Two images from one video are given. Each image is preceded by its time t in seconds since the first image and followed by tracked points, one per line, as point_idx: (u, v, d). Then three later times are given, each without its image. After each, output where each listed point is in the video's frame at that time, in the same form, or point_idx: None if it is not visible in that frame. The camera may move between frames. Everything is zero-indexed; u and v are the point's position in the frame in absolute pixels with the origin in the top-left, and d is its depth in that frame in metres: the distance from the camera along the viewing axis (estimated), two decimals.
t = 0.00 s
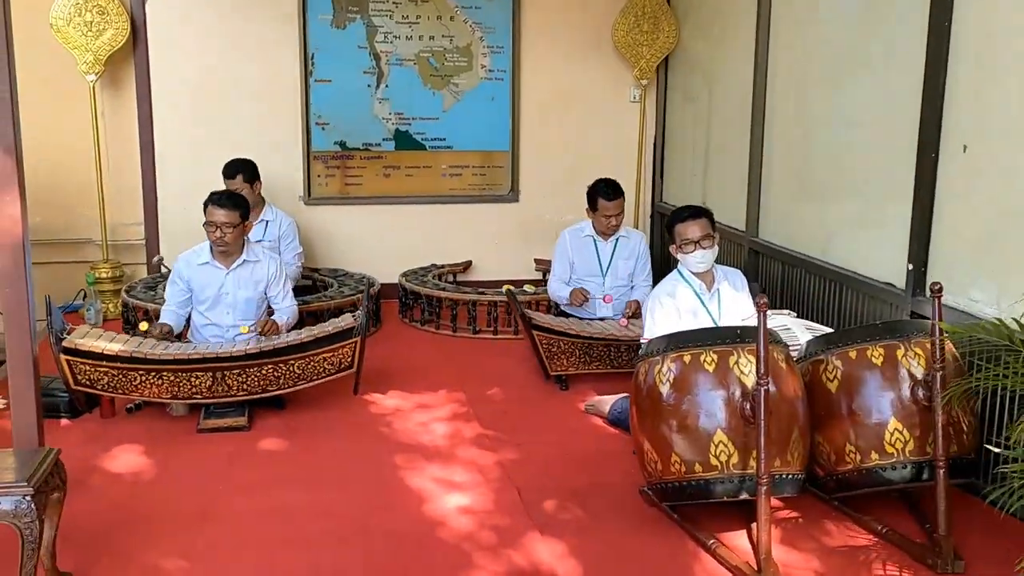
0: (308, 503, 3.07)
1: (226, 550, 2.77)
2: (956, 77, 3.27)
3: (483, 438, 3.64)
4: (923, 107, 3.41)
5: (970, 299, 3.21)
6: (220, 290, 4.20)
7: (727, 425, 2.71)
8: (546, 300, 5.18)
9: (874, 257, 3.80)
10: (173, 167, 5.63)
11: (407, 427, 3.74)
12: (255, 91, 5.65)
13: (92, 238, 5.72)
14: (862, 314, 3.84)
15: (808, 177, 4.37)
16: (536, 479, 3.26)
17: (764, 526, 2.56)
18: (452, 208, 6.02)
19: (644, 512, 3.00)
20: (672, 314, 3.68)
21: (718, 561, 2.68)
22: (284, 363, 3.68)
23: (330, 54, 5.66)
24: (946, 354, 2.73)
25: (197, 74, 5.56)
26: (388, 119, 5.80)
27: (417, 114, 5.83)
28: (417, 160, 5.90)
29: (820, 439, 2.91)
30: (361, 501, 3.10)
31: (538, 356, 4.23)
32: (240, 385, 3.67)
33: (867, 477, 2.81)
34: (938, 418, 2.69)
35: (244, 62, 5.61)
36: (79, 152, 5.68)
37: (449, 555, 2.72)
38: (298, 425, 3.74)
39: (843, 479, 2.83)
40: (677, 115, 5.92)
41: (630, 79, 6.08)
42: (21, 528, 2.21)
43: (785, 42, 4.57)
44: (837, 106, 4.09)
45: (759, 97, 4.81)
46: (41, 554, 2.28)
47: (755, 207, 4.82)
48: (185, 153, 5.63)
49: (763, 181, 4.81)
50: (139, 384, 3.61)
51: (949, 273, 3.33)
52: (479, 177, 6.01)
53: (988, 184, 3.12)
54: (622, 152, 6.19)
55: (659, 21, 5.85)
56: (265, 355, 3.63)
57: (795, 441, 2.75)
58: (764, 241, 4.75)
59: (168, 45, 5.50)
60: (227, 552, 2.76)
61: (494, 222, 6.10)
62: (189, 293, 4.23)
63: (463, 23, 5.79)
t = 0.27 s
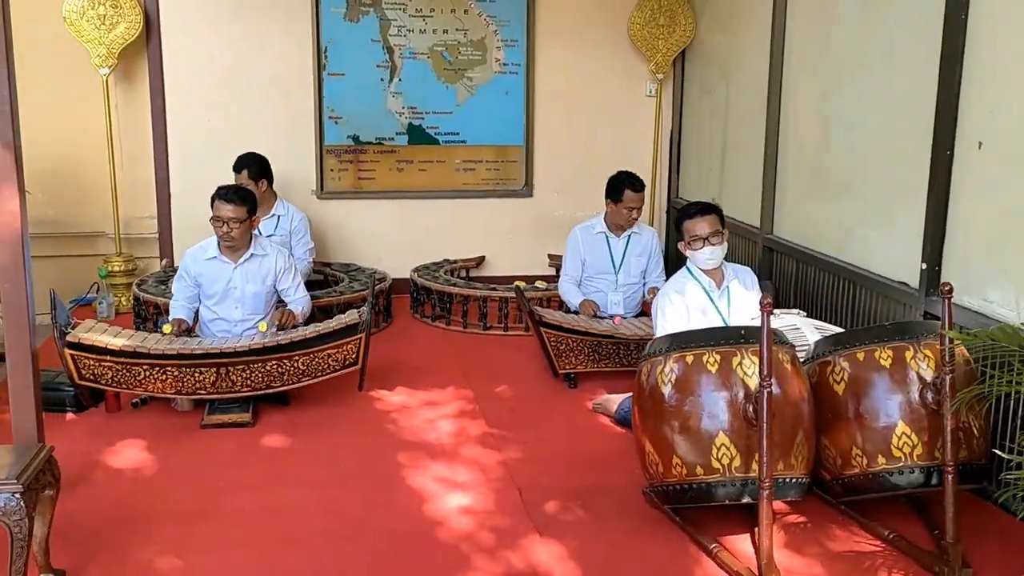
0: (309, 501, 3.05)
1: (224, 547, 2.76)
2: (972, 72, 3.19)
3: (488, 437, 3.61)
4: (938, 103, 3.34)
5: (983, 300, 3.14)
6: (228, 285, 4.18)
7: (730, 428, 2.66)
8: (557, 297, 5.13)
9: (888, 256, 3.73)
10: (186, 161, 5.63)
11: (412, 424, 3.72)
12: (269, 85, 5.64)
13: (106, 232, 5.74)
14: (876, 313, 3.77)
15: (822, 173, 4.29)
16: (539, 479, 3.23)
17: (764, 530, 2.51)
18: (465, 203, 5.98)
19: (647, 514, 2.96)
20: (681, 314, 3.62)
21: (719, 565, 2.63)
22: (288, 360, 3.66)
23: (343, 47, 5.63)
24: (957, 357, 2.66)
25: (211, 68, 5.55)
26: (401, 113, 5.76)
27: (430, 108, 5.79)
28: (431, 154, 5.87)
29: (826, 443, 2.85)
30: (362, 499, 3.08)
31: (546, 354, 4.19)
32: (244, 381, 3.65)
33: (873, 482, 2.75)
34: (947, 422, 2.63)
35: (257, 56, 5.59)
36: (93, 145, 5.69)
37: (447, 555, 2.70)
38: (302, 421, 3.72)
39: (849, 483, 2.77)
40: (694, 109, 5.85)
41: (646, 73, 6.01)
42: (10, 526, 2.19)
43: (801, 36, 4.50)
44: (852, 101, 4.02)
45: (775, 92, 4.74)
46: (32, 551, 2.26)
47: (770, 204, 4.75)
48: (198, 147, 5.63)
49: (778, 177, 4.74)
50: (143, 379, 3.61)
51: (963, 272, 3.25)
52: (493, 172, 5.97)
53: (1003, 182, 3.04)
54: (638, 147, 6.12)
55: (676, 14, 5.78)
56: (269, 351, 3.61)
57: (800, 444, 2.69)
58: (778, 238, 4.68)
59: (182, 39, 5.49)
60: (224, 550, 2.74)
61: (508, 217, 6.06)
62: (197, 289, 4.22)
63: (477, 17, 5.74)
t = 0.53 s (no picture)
0: (309, 497, 3.05)
1: (223, 541, 2.76)
2: (983, 67, 3.15)
3: (491, 433, 3.59)
4: (949, 98, 3.29)
5: (992, 300, 3.09)
6: (236, 279, 4.19)
7: (730, 427, 2.63)
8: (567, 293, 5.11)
9: (898, 253, 3.68)
10: (198, 154, 5.65)
11: (416, 420, 3.71)
12: (281, 79, 5.64)
13: (118, 225, 5.76)
14: (885, 311, 3.73)
15: (834, 168, 4.25)
16: (541, 476, 3.21)
17: (763, 531, 2.48)
18: (476, 197, 5.97)
19: (647, 513, 2.93)
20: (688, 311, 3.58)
21: (718, 566, 2.60)
22: (292, 354, 3.66)
23: (355, 41, 5.63)
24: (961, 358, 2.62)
25: (223, 61, 5.56)
26: (413, 107, 5.75)
27: (442, 102, 5.78)
28: (442, 148, 5.86)
29: (829, 443, 2.81)
30: (362, 494, 3.08)
31: (553, 350, 4.17)
32: (248, 375, 3.65)
33: (876, 483, 2.72)
34: (950, 423, 2.59)
35: (269, 50, 5.59)
36: (106, 139, 5.72)
37: (445, 552, 2.69)
38: (306, 416, 3.72)
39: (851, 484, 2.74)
40: (707, 104, 5.80)
41: (659, 67, 5.97)
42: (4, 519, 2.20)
43: (814, 30, 4.45)
44: (863, 97, 3.97)
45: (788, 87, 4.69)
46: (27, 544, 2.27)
47: (782, 200, 4.71)
48: (210, 141, 5.64)
49: (790, 173, 4.69)
50: (148, 372, 3.62)
51: (973, 271, 3.20)
52: (504, 166, 5.95)
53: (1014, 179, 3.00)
54: (651, 142, 6.08)
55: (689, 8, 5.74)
56: (273, 345, 3.61)
57: (800, 444, 2.66)
58: (789, 235, 4.64)
59: (194, 32, 5.50)
60: (222, 544, 2.74)
61: (519, 212, 6.03)
62: (206, 282, 4.22)
63: (489, 10, 5.72)
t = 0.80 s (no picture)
0: (317, 490, 3.07)
1: (230, 534, 2.79)
2: (998, 62, 3.11)
3: (500, 429, 3.60)
4: (963, 94, 3.26)
5: (1005, 298, 3.06)
6: (251, 273, 4.21)
7: (735, 424, 2.61)
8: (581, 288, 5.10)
9: (913, 250, 3.64)
10: (217, 149, 5.69)
11: (426, 415, 3.72)
12: (298, 74, 5.66)
13: (137, 219, 5.82)
14: (899, 309, 3.69)
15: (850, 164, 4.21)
16: (548, 472, 3.22)
17: (766, 531, 2.46)
18: (493, 192, 5.97)
19: (652, 511, 2.93)
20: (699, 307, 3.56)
21: (721, 564, 2.59)
22: (303, 348, 3.68)
23: (372, 36, 5.64)
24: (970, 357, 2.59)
25: (241, 57, 5.59)
26: (430, 102, 5.76)
27: (458, 97, 5.78)
28: (459, 143, 5.86)
29: (836, 442, 2.79)
30: (370, 489, 3.09)
31: (565, 346, 4.16)
32: (260, 369, 3.68)
33: (883, 483, 2.70)
34: (957, 423, 2.56)
35: (287, 45, 5.62)
36: (126, 134, 5.77)
37: (449, 547, 2.70)
38: (317, 410, 3.75)
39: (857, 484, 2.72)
40: (725, 98, 5.77)
41: (677, 61, 5.94)
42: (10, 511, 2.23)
43: (831, 25, 4.41)
44: (880, 92, 3.93)
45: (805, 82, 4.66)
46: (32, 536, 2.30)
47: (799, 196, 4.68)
48: (228, 136, 5.68)
49: (807, 169, 4.66)
50: (161, 365, 3.65)
51: (987, 269, 3.17)
52: (521, 161, 5.95)
53: None
54: (668, 137, 6.05)
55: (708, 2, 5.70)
56: (284, 339, 3.63)
57: (806, 443, 2.64)
58: (805, 231, 4.61)
59: (212, 27, 5.54)
60: (230, 537, 2.77)
61: (536, 207, 6.03)
62: (222, 277, 4.25)
63: (506, 5, 5.71)
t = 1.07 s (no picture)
0: (339, 484, 3.09)
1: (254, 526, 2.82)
2: None
3: (523, 424, 3.60)
4: (993, 89, 3.21)
5: None
6: (278, 268, 4.25)
7: (756, 422, 2.60)
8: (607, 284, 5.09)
9: (942, 247, 3.60)
10: (246, 145, 5.74)
11: (450, 410, 3.73)
12: (327, 71, 5.69)
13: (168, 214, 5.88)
14: (927, 306, 3.65)
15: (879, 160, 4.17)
16: (570, 468, 3.22)
17: (786, 529, 2.45)
18: (520, 188, 5.97)
19: (674, 508, 2.92)
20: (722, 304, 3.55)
21: (742, 562, 2.58)
22: (328, 343, 3.71)
23: (400, 32, 5.66)
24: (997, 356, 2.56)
25: (270, 53, 5.63)
26: (457, 98, 5.77)
27: (486, 93, 5.79)
28: (486, 139, 5.87)
29: (859, 440, 2.77)
30: (392, 483, 3.11)
31: (589, 342, 4.16)
32: (285, 363, 3.71)
33: (906, 482, 2.67)
34: (982, 422, 2.53)
35: (316, 42, 5.65)
36: (157, 129, 5.83)
37: (470, 541, 2.71)
38: (342, 405, 3.77)
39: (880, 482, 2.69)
40: (754, 93, 5.73)
41: (706, 56, 5.90)
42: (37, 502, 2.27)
43: (860, 20, 4.36)
44: (910, 87, 3.88)
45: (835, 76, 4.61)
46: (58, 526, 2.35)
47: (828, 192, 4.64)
48: (257, 131, 5.72)
49: (836, 164, 4.62)
50: (189, 359, 3.69)
51: (1016, 266, 3.13)
52: (548, 157, 5.94)
53: None
54: (697, 132, 6.02)
55: None
56: (309, 334, 3.66)
57: (828, 441, 2.62)
58: (834, 228, 4.57)
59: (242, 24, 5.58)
60: (253, 529, 2.80)
61: (563, 203, 6.02)
62: (249, 272, 4.28)
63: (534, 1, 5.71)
